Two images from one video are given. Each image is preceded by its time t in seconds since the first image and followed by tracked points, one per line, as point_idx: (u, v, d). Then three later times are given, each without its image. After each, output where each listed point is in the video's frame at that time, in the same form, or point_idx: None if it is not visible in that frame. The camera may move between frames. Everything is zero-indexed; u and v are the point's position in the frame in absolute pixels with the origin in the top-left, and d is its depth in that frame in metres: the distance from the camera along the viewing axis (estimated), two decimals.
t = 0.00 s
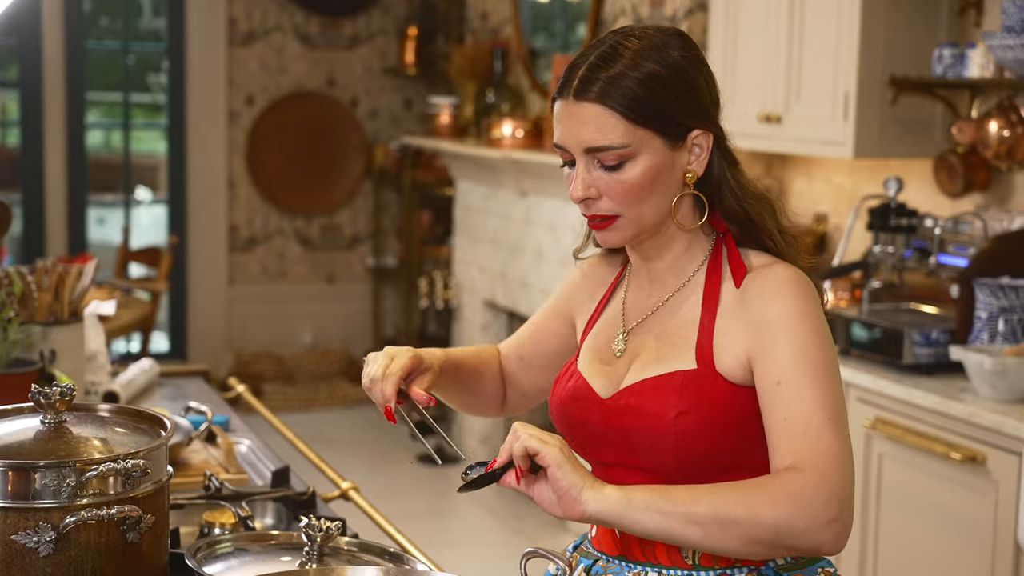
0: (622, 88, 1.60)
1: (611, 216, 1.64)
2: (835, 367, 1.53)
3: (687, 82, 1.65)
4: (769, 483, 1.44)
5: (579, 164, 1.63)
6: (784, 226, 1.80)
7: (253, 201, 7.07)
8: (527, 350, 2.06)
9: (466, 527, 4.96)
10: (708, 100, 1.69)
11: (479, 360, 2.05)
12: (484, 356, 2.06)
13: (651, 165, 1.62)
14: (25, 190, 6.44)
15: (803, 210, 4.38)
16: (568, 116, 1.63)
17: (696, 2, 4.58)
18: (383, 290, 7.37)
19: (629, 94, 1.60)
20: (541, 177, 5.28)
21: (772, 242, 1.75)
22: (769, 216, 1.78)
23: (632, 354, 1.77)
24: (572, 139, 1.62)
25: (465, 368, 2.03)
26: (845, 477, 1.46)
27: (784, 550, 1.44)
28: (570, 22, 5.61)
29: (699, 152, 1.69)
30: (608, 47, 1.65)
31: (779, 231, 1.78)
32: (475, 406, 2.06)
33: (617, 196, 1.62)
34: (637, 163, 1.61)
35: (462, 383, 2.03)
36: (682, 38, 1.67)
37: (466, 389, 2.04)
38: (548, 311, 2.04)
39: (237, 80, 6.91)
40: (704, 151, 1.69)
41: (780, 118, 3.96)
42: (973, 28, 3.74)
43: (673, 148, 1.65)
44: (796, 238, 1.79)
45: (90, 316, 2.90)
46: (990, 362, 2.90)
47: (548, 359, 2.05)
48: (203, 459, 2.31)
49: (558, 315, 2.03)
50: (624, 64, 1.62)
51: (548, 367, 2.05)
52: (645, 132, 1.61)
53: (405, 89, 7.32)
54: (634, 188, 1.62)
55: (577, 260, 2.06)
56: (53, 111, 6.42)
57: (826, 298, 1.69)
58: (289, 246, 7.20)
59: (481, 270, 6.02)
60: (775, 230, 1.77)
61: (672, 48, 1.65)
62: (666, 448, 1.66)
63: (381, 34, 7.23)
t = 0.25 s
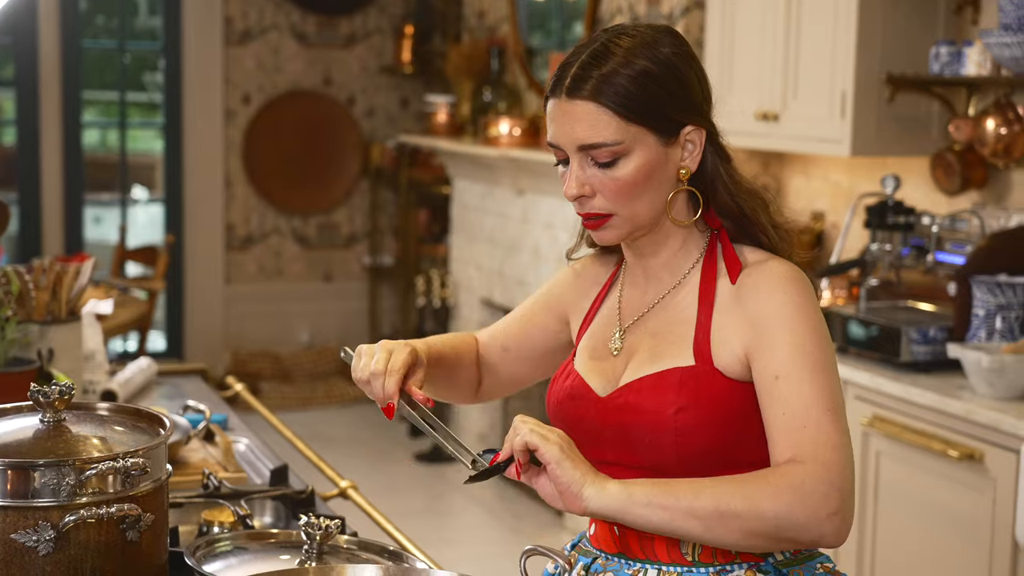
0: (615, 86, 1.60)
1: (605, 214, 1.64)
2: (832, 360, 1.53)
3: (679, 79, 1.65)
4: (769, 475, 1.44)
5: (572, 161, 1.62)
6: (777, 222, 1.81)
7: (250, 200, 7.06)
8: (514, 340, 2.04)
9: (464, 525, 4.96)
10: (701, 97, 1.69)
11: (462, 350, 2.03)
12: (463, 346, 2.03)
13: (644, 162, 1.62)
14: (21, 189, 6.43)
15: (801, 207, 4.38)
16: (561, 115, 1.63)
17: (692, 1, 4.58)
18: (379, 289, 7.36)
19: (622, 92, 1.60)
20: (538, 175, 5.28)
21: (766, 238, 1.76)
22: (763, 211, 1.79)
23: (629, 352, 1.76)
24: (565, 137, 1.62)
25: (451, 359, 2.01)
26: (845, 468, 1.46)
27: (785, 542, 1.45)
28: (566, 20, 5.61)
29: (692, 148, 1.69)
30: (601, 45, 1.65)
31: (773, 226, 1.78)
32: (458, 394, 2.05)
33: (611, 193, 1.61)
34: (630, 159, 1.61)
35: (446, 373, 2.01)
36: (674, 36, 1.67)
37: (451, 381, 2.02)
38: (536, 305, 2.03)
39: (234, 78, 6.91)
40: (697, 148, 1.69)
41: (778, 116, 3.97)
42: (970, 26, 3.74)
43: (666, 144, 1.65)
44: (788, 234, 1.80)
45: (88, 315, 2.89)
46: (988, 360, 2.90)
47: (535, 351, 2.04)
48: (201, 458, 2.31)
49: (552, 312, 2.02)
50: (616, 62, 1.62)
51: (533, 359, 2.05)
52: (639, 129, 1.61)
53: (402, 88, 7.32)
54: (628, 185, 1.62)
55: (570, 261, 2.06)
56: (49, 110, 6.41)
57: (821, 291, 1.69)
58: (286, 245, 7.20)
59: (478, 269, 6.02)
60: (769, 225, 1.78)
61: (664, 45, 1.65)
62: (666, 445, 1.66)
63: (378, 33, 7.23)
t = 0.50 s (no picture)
0: (610, 84, 1.59)
1: (602, 211, 1.64)
2: (829, 353, 1.53)
3: (674, 75, 1.64)
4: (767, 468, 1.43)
5: (569, 160, 1.62)
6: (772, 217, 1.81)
7: (246, 196, 7.05)
8: (505, 333, 2.04)
9: (461, 522, 4.96)
10: (696, 91, 1.68)
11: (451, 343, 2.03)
12: (452, 339, 2.03)
13: (640, 159, 1.62)
14: (17, 186, 6.42)
15: (797, 204, 4.39)
16: (557, 114, 1.62)
17: None
18: (376, 286, 7.36)
19: (617, 90, 1.59)
20: (535, 172, 5.28)
21: (762, 234, 1.76)
22: (758, 207, 1.79)
23: (626, 348, 1.76)
24: (561, 136, 1.62)
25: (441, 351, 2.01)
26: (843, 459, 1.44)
27: (783, 536, 1.43)
28: (562, 17, 5.60)
29: (688, 144, 1.69)
30: (595, 42, 1.64)
31: (768, 222, 1.78)
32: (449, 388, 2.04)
33: (608, 191, 1.61)
34: (626, 157, 1.61)
35: (437, 367, 2.00)
36: (668, 30, 1.66)
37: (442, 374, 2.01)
38: (528, 298, 2.03)
39: (229, 75, 6.90)
40: (693, 144, 1.69)
41: (774, 113, 3.97)
42: (966, 22, 3.74)
43: (662, 141, 1.65)
44: (784, 229, 1.80)
45: (85, 312, 2.89)
46: (984, 356, 2.90)
47: (526, 344, 2.04)
48: (199, 454, 2.30)
49: (546, 306, 2.01)
50: (611, 60, 1.61)
51: (524, 353, 2.05)
52: (634, 126, 1.61)
53: (398, 84, 7.32)
54: (624, 183, 1.62)
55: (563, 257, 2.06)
56: (44, 107, 6.40)
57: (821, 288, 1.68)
58: (282, 242, 7.20)
59: (475, 265, 6.01)
60: (764, 221, 1.77)
61: (658, 41, 1.64)
62: (665, 441, 1.66)
63: (374, 30, 7.22)
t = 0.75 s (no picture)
0: (610, 76, 1.59)
1: (603, 203, 1.65)
2: (829, 348, 1.53)
3: (675, 66, 1.64)
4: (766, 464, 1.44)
5: (569, 152, 1.62)
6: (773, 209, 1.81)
7: (247, 190, 7.05)
8: (513, 332, 2.04)
9: (463, 515, 4.97)
10: (697, 82, 1.68)
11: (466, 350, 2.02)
12: (466, 345, 2.02)
13: (641, 150, 1.62)
14: (18, 180, 6.42)
15: (799, 196, 4.38)
16: (557, 104, 1.62)
17: None
18: (377, 279, 7.36)
19: (617, 82, 1.59)
20: (536, 165, 5.27)
21: (763, 226, 1.76)
22: (759, 199, 1.79)
23: (627, 341, 1.76)
24: (562, 127, 1.62)
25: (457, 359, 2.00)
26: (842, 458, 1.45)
27: (781, 533, 1.44)
28: (563, 10, 5.60)
29: (688, 136, 1.69)
30: (596, 33, 1.64)
31: (769, 214, 1.78)
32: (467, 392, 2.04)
33: (608, 182, 1.61)
34: (627, 149, 1.61)
35: (454, 375, 2.00)
36: (668, 21, 1.65)
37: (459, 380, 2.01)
38: (532, 296, 2.03)
39: (230, 69, 6.90)
40: (694, 136, 1.69)
41: (776, 105, 3.96)
42: (968, 14, 3.74)
43: (662, 132, 1.64)
44: (785, 221, 1.80)
45: (87, 306, 2.89)
46: (987, 347, 2.90)
47: (533, 342, 2.04)
48: (202, 448, 2.31)
49: (549, 303, 2.01)
50: (611, 51, 1.61)
51: (533, 349, 2.05)
52: (635, 118, 1.60)
53: (398, 78, 7.31)
54: (625, 175, 1.62)
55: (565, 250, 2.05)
56: (45, 101, 6.40)
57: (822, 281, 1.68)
58: (283, 236, 7.20)
59: (476, 259, 6.01)
60: (765, 213, 1.77)
61: (659, 32, 1.63)
62: (666, 435, 1.65)
63: (374, 23, 7.21)
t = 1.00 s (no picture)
0: (615, 66, 1.58)
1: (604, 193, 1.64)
2: (831, 349, 1.52)
3: (680, 58, 1.63)
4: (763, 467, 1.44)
5: (572, 142, 1.61)
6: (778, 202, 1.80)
7: (249, 183, 7.05)
8: (531, 343, 2.02)
9: (467, 507, 4.97)
10: (702, 75, 1.67)
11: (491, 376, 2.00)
12: (491, 372, 2.00)
13: (645, 142, 1.61)
14: (20, 174, 6.42)
15: (802, 187, 4.37)
16: (561, 93, 1.61)
17: None
18: (380, 272, 7.36)
19: (622, 73, 1.58)
20: (539, 157, 5.26)
21: (767, 219, 1.75)
22: (763, 192, 1.78)
23: (632, 335, 1.76)
24: (565, 117, 1.61)
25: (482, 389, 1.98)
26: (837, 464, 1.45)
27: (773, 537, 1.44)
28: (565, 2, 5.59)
29: (693, 129, 1.68)
30: (602, 23, 1.63)
31: (774, 207, 1.77)
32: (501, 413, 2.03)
33: (611, 173, 1.61)
34: (630, 140, 1.60)
35: (482, 404, 1.97)
36: (675, 13, 1.65)
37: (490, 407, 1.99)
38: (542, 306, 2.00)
39: (232, 62, 6.89)
40: (698, 129, 1.68)
41: (779, 96, 3.96)
42: (972, 4, 3.73)
43: (666, 124, 1.64)
44: (790, 214, 1.79)
45: (91, 299, 2.89)
46: (991, 339, 2.90)
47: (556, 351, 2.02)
48: (206, 441, 2.31)
49: (558, 305, 1.99)
50: (617, 42, 1.60)
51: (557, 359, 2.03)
52: (639, 109, 1.60)
53: (401, 71, 7.30)
54: (627, 166, 1.61)
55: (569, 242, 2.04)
56: (48, 94, 6.39)
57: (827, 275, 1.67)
58: (286, 229, 7.20)
59: (479, 251, 6.01)
60: (770, 206, 1.76)
61: (665, 24, 1.63)
62: (671, 428, 1.65)
63: (376, 16, 7.20)
